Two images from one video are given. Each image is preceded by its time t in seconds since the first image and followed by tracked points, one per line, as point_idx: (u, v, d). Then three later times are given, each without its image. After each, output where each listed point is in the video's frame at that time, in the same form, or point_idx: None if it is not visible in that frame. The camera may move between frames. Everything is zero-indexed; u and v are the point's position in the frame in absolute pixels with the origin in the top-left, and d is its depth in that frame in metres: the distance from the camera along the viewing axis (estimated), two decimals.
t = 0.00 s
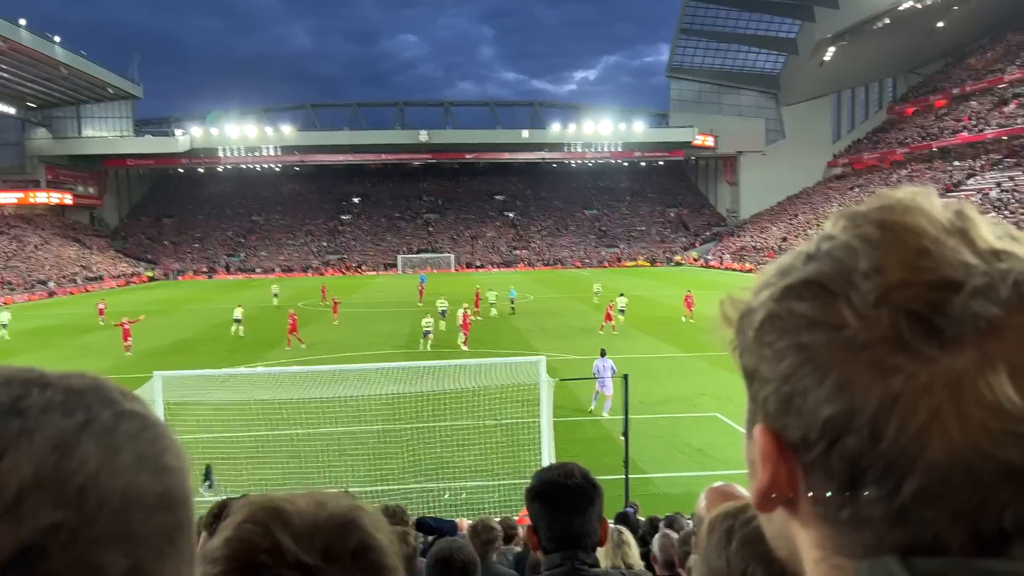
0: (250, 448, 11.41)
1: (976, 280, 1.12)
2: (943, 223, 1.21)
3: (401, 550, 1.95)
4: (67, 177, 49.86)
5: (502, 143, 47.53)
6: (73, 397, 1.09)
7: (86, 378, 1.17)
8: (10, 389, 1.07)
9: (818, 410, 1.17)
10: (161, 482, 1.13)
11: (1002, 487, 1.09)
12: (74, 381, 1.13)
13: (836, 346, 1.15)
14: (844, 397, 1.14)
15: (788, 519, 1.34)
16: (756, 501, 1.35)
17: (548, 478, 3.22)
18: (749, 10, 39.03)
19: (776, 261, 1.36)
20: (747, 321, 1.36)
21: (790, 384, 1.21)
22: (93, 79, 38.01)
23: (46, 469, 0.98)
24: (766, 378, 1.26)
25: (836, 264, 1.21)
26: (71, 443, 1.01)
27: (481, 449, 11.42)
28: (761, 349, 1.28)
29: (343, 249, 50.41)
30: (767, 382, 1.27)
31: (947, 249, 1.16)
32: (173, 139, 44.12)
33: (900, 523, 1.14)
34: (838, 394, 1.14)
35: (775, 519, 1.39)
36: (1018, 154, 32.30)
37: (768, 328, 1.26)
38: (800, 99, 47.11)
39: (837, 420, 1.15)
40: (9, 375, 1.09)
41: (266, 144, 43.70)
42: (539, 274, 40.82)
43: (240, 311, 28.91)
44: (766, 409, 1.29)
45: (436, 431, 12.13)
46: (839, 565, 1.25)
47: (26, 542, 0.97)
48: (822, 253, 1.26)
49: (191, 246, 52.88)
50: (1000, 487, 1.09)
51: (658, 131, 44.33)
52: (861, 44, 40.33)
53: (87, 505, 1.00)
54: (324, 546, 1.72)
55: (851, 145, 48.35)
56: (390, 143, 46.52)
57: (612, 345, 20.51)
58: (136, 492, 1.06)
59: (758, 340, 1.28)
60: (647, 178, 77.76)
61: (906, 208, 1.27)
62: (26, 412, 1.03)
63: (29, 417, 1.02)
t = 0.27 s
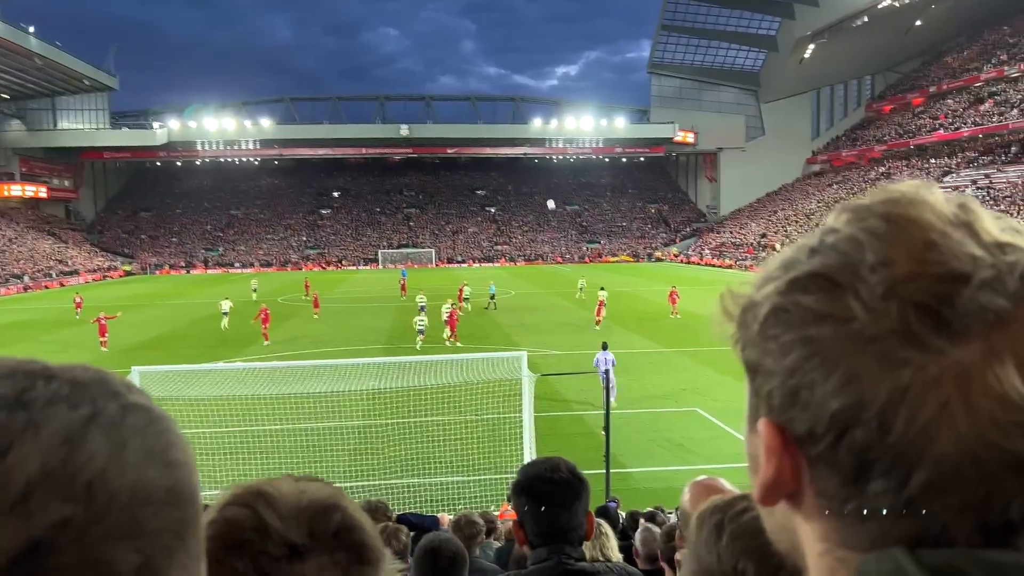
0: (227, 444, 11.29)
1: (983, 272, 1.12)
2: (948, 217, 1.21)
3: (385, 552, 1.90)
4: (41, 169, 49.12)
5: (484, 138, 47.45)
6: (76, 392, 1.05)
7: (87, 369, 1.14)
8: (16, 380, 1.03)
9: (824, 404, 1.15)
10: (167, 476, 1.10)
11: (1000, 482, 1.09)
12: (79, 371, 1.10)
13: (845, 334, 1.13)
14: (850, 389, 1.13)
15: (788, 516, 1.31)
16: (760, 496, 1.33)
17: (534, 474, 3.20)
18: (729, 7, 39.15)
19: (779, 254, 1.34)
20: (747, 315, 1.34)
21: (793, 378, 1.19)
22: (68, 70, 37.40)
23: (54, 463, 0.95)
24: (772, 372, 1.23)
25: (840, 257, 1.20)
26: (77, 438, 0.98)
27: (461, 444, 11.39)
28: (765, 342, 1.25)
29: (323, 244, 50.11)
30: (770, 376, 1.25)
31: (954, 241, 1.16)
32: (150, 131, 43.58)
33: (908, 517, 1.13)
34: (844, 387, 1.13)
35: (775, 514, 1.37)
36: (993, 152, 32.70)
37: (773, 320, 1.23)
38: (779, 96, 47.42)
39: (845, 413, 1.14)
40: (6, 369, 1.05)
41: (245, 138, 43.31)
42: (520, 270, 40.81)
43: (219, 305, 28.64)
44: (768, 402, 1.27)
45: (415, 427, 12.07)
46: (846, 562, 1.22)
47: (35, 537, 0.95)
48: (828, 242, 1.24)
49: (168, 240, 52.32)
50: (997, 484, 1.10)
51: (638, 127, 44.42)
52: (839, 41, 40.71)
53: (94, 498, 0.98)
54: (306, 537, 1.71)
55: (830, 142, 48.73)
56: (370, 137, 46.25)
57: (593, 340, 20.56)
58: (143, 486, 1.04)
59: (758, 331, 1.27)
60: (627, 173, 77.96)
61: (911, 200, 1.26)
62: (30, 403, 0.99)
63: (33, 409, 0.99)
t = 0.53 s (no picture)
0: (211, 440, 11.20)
1: (999, 264, 1.13)
2: (962, 210, 1.22)
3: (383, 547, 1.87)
4: (22, 164, 48.54)
5: (470, 135, 47.46)
6: (95, 382, 0.97)
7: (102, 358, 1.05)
8: (31, 371, 0.95)
9: (841, 395, 1.15)
10: (188, 469, 1.02)
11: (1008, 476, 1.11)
12: (97, 363, 1.00)
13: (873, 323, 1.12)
14: (868, 381, 1.13)
15: (802, 510, 1.31)
16: (773, 488, 1.32)
17: (527, 470, 3.19)
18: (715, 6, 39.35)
19: (793, 246, 1.33)
20: (756, 308, 1.35)
21: (810, 371, 1.18)
22: (50, 64, 36.95)
23: (74, 458, 0.87)
24: (787, 366, 1.23)
25: (856, 249, 1.20)
26: (98, 428, 0.91)
27: (447, 442, 11.36)
28: (780, 335, 1.24)
29: (308, 241, 49.94)
30: (785, 368, 1.24)
31: (967, 233, 1.17)
32: (134, 127, 43.19)
33: (925, 509, 1.13)
34: (861, 379, 1.13)
35: (785, 506, 1.37)
36: (975, 151, 33.15)
37: (787, 314, 1.23)
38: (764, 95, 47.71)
39: (861, 405, 1.14)
40: (18, 358, 0.96)
41: (230, 134, 43.07)
42: (506, 267, 40.84)
43: (203, 303, 28.44)
44: (781, 397, 1.26)
45: (401, 425, 12.03)
46: (856, 552, 1.23)
47: (60, 533, 0.87)
48: (841, 236, 1.24)
49: (152, 237, 51.93)
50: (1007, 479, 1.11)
51: (625, 125, 44.53)
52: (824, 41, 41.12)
53: (118, 492, 0.91)
54: (309, 532, 1.68)
55: (814, 141, 49.08)
56: (356, 134, 46.09)
57: (579, 338, 20.62)
58: (167, 478, 0.96)
59: (772, 326, 1.26)
60: (613, 171, 78.15)
61: (925, 192, 1.26)
62: (49, 396, 0.91)
63: (51, 401, 0.90)
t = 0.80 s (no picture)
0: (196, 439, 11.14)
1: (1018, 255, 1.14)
2: (977, 202, 1.22)
3: (386, 548, 1.88)
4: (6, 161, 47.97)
5: (458, 134, 47.33)
6: (105, 375, 0.97)
7: (109, 350, 1.05)
8: (41, 365, 0.95)
9: (856, 389, 1.15)
10: (200, 463, 1.01)
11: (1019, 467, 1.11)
12: (107, 357, 1.01)
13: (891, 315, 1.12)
14: (884, 373, 1.13)
15: (814, 504, 1.31)
16: (784, 484, 1.32)
17: (519, 467, 3.18)
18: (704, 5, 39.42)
19: (804, 238, 1.34)
20: (766, 301, 1.36)
21: (823, 364, 1.19)
22: (33, 61, 36.48)
23: (88, 450, 0.87)
24: (799, 358, 1.23)
25: (870, 242, 1.20)
26: (109, 422, 0.91)
27: (434, 441, 11.32)
28: (790, 328, 1.25)
29: (295, 240, 49.64)
30: (796, 361, 1.25)
31: (981, 224, 1.17)
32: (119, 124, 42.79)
33: (940, 500, 1.14)
34: (876, 371, 1.13)
35: (795, 501, 1.38)
36: (960, 151, 33.28)
37: (799, 306, 1.23)
38: (752, 95, 47.84)
39: (877, 398, 1.14)
40: (30, 351, 0.97)
41: (216, 131, 42.75)
42: (494, 266, 40.75)
43: (190, 301, 28.26)
44: (794, 390, 1.27)
45: (388, 424, 11.99)
46: (872, 546, 1.24)
47: (74, 527, 0.87)
48: (856, 227, 1.25)
49: (137, 235, 51.48)
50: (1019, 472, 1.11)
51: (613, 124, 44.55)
52: (811, 41, 41.29)
53: (131, 486, 0.90)
54: (310, 531, 1.67)
55: (802, 141, 49.24)
56: (344, 131, 45.86)
57: (568, 337, 20.61)
58: (179, 474, 0.95)
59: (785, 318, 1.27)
60: (602, 170, 78.22)
61: (937, 186, 1.28)
62: (59, 388, 0.91)
63: (64, 395, 0.90)
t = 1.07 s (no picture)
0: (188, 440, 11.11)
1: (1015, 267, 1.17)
2: (978, 212, 1.26)
3: (386, 550, 1.88)
4: None
5: (449, 134, 47.32)
6: (119, 388, 0.98)
7: (121, 361, 1.06)
8: (58, 376, 0.96)
9: (861, 397, 1.19)
10: (216, 473, 1.02)
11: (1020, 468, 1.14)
12: (121, 367, 1.02)
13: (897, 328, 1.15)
14: (889, 380, 1.16)
15: (820, 508, 1.35)
16: (790, 488, 1.35)
17: (514, 469, 3.19)
18: (694, 8, 39.61)
19: (816, 245, 1.36)
20: (773, 313, 1.39)
21: (831, 371, 1.22)
22: (21, 60, 36.20)
23: (106, 461, 0.88)
24: (805, 366, 1.27)
25: (878, 251, 1.23)
26: (127, 433, 0.91)
27: (426, 442, 11.32)
28: (798, 336, 1.29)
29: (285, 240, 49.52)
30: (803, 369, 1.28)
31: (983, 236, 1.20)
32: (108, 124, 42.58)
33: (944, 506, 1.17)
34: (883, 379, 1.16)
35: (801, 506, 1.41)
36: (948, 154, 33.47)
37: (808, 315, 1.26)
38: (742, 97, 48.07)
39: (884, 405, 1.17)
40: (47, 360, 0.97)
41: (206, 131, 42.59)
42: (485, 267, 40.78)
43: (180, 301, 28.16)
44: (802, 398, 1.29)
45: (380, 426, 11.98)
46: (878, 551, 1.27)
47: (94, 537, 0.87)
48: (860, 237, 1.27)
49: (126, 235, 51.23)
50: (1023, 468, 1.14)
51: (604, 125, 44.65)
52: (800, 44, 41.55)
53: (149, 495, 0.91)
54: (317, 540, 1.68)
55: (791, 143, 49.48)
56: (335, 132, 45.79)
57: (559, 338, 20.66)
58: (197, 482, 0.96)
59: (794, 325, 1.30)
60: (592, 171, 78.37)
61: (942, 196, 1.30)
62: (76, 399, 0.91)
63: (79, 405, 0.90)
